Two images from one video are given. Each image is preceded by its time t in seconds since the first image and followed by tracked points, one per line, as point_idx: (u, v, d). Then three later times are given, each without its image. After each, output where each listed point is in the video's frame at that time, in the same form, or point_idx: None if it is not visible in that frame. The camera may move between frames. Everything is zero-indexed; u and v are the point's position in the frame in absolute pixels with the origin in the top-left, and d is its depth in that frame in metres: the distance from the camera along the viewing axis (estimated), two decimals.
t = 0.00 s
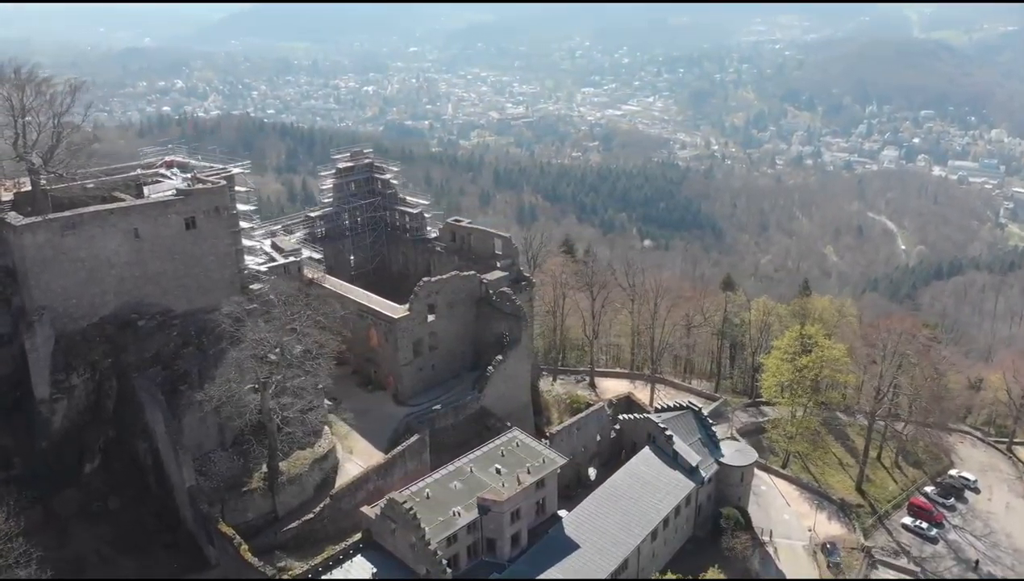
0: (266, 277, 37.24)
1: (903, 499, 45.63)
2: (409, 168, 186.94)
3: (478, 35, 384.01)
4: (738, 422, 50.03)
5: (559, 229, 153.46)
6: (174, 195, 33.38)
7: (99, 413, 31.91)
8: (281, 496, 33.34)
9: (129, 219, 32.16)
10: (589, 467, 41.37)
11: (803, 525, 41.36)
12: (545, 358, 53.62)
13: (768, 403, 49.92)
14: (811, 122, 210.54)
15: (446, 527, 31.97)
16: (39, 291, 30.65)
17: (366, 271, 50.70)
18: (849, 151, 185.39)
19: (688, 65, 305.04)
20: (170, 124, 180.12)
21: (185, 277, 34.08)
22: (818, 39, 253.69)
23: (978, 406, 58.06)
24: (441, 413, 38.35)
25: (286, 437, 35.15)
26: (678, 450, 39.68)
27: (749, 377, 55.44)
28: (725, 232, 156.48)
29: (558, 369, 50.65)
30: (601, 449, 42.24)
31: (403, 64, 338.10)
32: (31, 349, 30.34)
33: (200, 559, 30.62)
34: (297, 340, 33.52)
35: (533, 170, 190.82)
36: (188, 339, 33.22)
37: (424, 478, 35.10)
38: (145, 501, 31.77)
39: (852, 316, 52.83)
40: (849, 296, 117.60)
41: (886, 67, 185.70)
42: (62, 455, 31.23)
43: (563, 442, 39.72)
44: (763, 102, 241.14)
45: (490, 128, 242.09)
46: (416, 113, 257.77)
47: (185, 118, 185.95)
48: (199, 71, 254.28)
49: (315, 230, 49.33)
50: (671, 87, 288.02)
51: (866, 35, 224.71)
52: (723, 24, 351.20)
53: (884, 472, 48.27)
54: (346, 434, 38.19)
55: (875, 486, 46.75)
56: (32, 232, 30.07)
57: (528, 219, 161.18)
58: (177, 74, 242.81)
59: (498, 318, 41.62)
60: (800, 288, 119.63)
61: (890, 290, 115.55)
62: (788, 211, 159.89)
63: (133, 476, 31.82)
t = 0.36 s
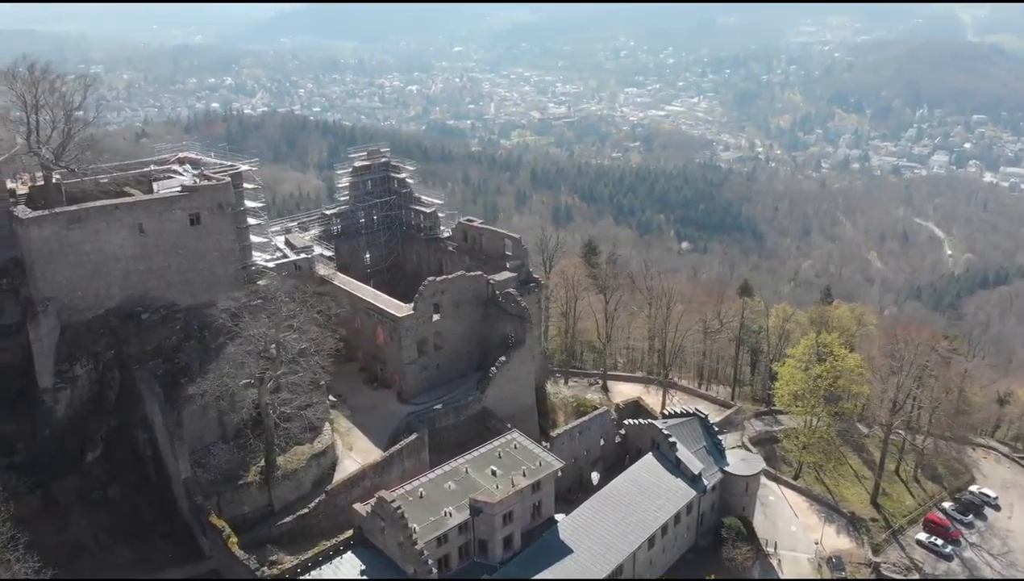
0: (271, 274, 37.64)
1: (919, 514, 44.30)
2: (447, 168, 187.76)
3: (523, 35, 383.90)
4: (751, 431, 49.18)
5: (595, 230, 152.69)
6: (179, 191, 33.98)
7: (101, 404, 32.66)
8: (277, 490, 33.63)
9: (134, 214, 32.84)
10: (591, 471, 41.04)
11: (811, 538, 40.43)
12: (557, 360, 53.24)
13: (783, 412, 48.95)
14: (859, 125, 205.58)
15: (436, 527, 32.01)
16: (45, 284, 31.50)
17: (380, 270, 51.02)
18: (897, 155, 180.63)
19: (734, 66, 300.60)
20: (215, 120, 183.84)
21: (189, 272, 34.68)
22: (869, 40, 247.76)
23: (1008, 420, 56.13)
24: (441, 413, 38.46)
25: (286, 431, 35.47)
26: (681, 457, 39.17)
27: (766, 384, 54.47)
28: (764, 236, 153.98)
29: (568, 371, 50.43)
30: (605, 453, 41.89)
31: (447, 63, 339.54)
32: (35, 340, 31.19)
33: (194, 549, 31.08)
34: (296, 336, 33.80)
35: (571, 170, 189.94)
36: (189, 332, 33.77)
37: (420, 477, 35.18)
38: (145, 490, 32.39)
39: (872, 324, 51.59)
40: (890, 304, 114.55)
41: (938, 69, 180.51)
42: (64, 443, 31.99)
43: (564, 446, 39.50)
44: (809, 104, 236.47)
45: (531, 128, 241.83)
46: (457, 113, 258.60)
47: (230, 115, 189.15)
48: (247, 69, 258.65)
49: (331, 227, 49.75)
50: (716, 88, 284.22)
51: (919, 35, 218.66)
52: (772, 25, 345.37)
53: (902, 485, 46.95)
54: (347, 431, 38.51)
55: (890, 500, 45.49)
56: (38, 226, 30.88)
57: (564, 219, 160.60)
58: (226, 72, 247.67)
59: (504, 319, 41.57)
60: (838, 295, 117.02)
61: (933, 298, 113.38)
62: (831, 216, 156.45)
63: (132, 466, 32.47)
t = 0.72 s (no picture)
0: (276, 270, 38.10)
1: (934, 529, 43.00)
2: (484, 169, 188.25)
3: (567, 35, 382.45)
4: (764, 439, 48.33)
5: (630, 232, 151.65)
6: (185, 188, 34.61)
7: (105, 394, 33.40)
8: (274, 485, 33.96)
9: (139, 209, 33.51)
10: (592, 475, 40.77)
11: (816, 550, 39.55)
12: (565, 362, 52.85)
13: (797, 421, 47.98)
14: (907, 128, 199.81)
15: (426, 527, 32.02)
16: (51, 276, 32.31)
17: (395, 268, 51.30)
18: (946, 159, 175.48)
19: (781, 67, 295.14)
20: (259, 118, 188.18)
21: (192, 267, 35.26)
22: (921, 41, 241.28)
23: None
24: (441, 412, 38.54)
25: (284, 426, 35.77)
26: (682, 464, 38.65)
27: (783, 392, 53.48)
28: (804, 240, 151.20)
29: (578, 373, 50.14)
30: (608, 458, 41.55)
31: (490, 62, 339.91)
32: (40, 331, 32.01)
33: (188, 540, 31.57)
34: (294, 332, 34.12)
35: (609, 170, 188.48)
36: (192, 326, 34.34)
37: (415, 477, 35.29)
38: (144, 481, 33.03)
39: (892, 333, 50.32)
40: (931, 312, 111.28)
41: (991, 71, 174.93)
42: (67, 432, 32.75)
43: (564, 449, 39.29)
44: (857, 106, 230.95)
45: (571, 127, 240.92)
46: (498, 112, 258.96)
47: (272, 113, 192.35)
48: (293, 68, 262.58)
49: (346, 225, 50.22)
50: (761, 89, 279.47)
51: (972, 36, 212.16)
52: (822, 25, 338.42)
53: (918, 499, 45.65)
54: (349, 428, 38.82)
55: (905, 515, 44.29)
56: (45, 220, 31.70)
57: (599, 220, 159.82)
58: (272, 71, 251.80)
59: (508, 320, 41.50)
60: (877, 301, 114.22)
61: (977, 307, 109.98)
62: (875, 220, 152.54)
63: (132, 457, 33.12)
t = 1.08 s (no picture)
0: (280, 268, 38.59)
1: (948, 546, 41.72)
2: (521, 169, 188.03)
3: (611, 36, 380.20)
4: (776, 449, 47.41)
5: (666, 234, 150.33)
6: (190, 184, 35.23)
7: (108, 385, 34.11)
8: (270, 479, 34.26)
9: (145, 204, 34.16)
10: (595, 480, 40.50)
11: (820, 563, 38.67)
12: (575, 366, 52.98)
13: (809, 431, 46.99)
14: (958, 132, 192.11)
15: (416, 527, 32.08)
16: (58, 268, 33.07)
17: (408, 266, 51.57)
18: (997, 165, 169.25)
19: (830, 68, 288.82)
20: (302, 115, 191.39)
21: (197, 262, 35.89)
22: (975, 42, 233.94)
23: None
24: (442, 411, 38.58)
25: (283, 422, 36.09)
26: (683, 472, 38.10)
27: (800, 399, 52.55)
28: (844, 245, 147.87)
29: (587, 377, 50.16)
30: (611, 462, 41.18)
31: (533, 62, 339.19)
32: (45, 322, 32.70)
33: (184, 531, 32.03)
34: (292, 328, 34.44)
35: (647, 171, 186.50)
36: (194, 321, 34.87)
37: (411, 475, 35.42)
38: (144, 471, 33.60)
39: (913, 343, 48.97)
40: (972, 322, 107.83)
41: None
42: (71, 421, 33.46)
43: (565, 452, 39.00)
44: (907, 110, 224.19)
45: (611, 128, 239.16)
46: (539, 111, 258.28)
47: (314, 110, 194.89)
48: (338, 67, 265.96)
49: (360, 223, 50.68)
50: (808, 90, 274.15)
51: None
52: (874, 27, 330.40)
53: (933, 514, 44.37)
54: (350, 425, 39.14)
55: (918, 529, 43.04)
56: (52, 214, 32.40)
57: (635, 223, 158.61)
58: (318, 69, 255.81)
59: (512, 321, 41.39)
60: (915, 310, 111.19)
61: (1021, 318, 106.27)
62: (922, 227, 148.35)
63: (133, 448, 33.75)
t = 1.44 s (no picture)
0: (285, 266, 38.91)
1: (960, 562, 40.43)
2: (555, 169, 187.20)
3: (653, 35, 375.86)
4: (787, 457, 46.59)
5: (698, 236, 149.02)
6: (196, 181, 35.75)
7: (113, 377, 34.75)
8: (268, 474, 34.52)
9: (150, 201, 34.76)
10: (595, 484, 40.23)
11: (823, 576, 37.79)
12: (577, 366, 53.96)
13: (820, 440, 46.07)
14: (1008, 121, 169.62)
15: (407, 526, 32.16)
16: (64, 261, 33.84)
17: (421, 265, 51.76)
18: None
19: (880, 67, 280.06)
20: (341, 113, 193.97)
21: (202, 258, 36.39)
22: None
23: None
24: (442, 411, 38.61)
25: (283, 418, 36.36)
26: (683, 479, 37.64)
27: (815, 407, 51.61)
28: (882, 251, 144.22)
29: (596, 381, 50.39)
30: (613, 467, 40.86)
31: (573, 62, 336.50)
32: (51, 314, 33.49)
33: (180, 522, 32.40)
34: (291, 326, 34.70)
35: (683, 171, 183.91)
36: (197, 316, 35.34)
37: (407, 474, 35.50)
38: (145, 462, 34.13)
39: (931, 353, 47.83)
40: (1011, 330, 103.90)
41: None
42: (74, 412, 34.16)
43: (565, 454, 38.78)
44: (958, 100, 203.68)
45: (649, 128, 236.51)
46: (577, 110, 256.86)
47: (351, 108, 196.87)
48: (379, 67, 268.27)
49: (374, 222, 51.01)
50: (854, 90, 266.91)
51: None
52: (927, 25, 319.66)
53: (948, 530, 43.05)
54: (352, 422, 39.31)
55: (931, 544, 41.81)
56: (60, 208, 33.12)
57: (667, 225, 157.50)
58: (359, 68, 258.53)
59: (516, 322, 41.31)
60: (952, 319, 107.63)
61: None
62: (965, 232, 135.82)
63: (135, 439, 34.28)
